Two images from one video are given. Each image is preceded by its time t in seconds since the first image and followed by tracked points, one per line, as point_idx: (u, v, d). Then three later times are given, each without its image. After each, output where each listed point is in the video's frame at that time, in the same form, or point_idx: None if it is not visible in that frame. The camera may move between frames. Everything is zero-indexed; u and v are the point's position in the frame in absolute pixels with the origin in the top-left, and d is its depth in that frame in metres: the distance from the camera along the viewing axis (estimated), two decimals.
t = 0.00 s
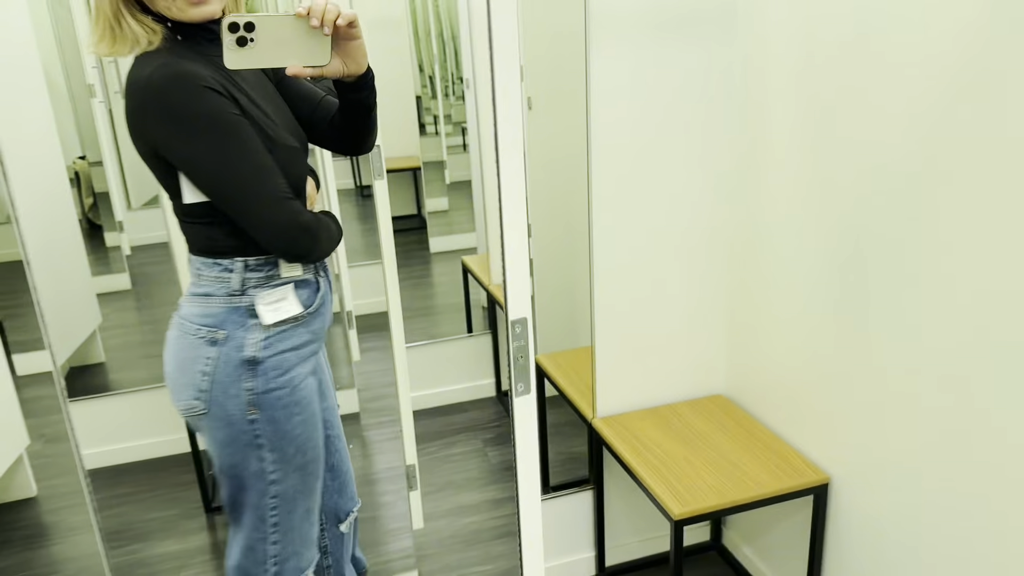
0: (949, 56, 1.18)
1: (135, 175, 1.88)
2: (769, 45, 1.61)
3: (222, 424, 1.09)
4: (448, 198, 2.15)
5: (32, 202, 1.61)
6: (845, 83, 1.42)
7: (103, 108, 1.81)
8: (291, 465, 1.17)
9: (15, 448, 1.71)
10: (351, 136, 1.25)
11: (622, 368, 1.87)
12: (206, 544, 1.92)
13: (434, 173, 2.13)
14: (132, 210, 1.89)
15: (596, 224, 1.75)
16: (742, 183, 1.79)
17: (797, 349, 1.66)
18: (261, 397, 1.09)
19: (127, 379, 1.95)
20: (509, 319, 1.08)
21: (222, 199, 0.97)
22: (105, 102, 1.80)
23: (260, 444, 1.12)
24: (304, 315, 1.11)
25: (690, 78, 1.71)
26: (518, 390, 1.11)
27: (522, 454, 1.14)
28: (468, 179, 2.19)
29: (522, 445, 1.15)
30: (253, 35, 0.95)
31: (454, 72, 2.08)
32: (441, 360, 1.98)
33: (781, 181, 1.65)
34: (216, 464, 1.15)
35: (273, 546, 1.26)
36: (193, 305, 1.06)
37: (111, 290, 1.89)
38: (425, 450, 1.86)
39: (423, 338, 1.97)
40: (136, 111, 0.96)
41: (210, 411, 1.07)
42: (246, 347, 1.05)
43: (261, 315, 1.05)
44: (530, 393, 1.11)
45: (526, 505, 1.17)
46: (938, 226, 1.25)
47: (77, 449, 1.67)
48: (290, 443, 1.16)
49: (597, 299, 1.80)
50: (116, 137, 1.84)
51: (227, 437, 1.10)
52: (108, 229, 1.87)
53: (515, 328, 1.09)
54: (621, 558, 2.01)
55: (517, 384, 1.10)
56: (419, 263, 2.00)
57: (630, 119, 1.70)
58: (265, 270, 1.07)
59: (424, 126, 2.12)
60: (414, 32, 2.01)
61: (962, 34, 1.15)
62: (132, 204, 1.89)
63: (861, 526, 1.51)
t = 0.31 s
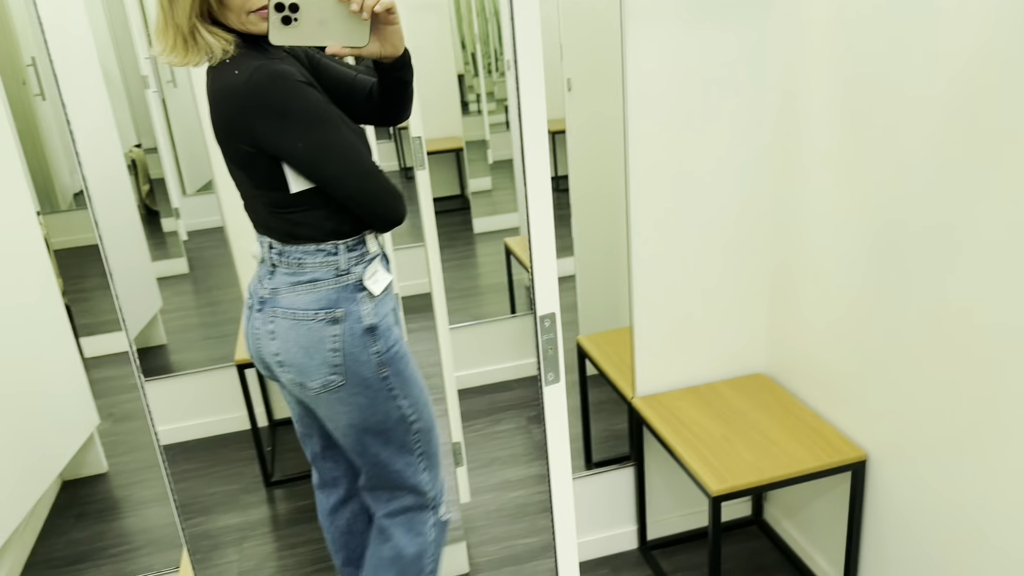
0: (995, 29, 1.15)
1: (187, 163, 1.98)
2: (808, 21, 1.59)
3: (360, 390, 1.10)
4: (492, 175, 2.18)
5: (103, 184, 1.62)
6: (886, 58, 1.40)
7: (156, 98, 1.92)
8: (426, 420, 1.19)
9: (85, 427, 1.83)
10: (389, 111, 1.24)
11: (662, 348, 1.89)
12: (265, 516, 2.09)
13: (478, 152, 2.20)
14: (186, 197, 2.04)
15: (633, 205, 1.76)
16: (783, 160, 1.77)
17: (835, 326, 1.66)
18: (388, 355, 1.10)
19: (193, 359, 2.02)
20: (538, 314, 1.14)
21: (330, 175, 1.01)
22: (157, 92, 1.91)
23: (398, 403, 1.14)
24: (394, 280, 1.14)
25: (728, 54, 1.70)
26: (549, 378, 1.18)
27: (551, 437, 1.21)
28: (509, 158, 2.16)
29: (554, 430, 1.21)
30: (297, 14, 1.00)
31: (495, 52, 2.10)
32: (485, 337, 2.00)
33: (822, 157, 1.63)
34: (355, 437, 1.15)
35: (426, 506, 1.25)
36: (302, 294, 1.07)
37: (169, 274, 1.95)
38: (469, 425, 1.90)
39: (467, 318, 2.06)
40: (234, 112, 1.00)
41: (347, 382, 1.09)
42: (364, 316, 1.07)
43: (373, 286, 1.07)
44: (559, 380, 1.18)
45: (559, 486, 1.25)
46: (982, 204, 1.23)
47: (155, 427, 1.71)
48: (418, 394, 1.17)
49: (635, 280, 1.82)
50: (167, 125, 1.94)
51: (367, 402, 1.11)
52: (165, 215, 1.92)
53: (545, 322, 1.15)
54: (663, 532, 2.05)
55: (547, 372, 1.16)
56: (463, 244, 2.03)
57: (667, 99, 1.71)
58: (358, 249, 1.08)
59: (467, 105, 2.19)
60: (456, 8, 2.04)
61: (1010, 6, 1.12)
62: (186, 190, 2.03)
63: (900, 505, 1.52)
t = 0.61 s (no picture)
0: (973, 43, 1.18)
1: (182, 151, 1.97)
2: (793, 29, 1.62)
3: (386, 365, 1.26)
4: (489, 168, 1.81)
5: (86, 174, 1.64)
6: (868, 69, 1.42)
7: (150, 83, 1.92)
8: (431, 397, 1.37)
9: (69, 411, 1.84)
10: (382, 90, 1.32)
11: (641, 347, 1.92)
12: (247, 506, 2.04)
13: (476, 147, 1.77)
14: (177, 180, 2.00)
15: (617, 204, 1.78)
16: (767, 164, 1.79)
17: (810, 331, 1.69)
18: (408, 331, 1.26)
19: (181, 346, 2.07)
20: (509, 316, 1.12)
21: (357, 157, 1.11)
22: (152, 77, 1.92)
23: (415, 376, 1.32)
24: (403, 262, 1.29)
25: (713, 59, 1.72)
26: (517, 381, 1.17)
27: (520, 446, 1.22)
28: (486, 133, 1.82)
29: (519, 443, 1.23)
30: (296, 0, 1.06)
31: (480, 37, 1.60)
32: (468, 334, 1.77)
33: (805, 162, 1.65)
34: (375, 415, 1.32)
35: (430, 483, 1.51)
36: (328, 280, 1.19)
37: (158, 259, 1.96)
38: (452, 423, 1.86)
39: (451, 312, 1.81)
40: (264, 100, 1.09)
41: (375, 356, 1.24)
42: (389, 296, 1.22)
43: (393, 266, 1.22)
44: (529, 382, 1.18)
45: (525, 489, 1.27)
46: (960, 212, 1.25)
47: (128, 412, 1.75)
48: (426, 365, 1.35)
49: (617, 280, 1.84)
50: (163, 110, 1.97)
51: (391, 374, 1.27)
52: (156, 199, 1.93)
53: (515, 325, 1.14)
54: (638, 530, 2.08)
55: (518, 374, 1.17)
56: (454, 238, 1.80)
57: (653, 102, 1.73)
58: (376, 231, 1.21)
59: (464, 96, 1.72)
60: None
61: (987, 22, 1.15)
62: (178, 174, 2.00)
63: (871, 507, 1.55)
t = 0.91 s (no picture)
0: (930, 66, 1.21)
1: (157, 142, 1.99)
2: (761, 45, 1.64)
3: (388, 364, 1.29)
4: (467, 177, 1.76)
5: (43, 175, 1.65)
6: (833, 87, 1.45)
7: (128, 82, 1.89)
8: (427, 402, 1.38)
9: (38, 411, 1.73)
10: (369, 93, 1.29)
11: (609, 355, 1.92)
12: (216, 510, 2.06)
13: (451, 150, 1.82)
14: (154, 180, 2.00)
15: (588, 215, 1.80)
16: (735, 178, 1.82)
17: (776, 345, 1.71)
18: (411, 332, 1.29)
19: (148, 346, 2.07)
20: (460, 330, 1.06)
21: (364, 159, 1.14)
22: (129, 76, 1.89)
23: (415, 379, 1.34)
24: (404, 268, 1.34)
25: (683, 73, 1.75)
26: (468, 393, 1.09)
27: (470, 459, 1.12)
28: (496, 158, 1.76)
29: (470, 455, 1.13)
30: None
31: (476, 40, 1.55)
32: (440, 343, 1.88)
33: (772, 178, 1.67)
34: (371, 416, 1.33)
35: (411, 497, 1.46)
36: (332, 279, 1.23)
37: (132, 261, 1.94)
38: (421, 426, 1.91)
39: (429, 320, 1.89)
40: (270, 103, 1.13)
41: (378, 355, 1.27)
42: (393, 295, 1.26)
43: (396, 266, 1.26)
44: (481, 395, 1.10)
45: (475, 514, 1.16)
46: (919, 231, 1.28)
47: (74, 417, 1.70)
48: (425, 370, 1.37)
49: (587, 289, 1.86)
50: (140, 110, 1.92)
51: (392, 374, 1.30)
52: (132, 199, 1.92)
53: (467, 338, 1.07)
54: (606, 538, 2.08)
55: (469, 387, 1.09)
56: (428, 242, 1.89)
57: (626, 113, 1.75)
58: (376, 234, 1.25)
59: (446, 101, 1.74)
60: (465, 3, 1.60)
61: (944, 46, 1.18)
62: (155, 174, 2.00)
63: (832, 519, 1.57)
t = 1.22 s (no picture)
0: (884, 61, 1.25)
1: (121, 134, 1.87)
2: (724, 40, 1.67)
3: (353, 347, 1.37)
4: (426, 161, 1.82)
5: None
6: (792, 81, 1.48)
7: (88, 74, 1.80)
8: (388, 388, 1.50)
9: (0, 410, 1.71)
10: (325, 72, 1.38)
11: (578, 344, 1.95)
12: (182, 504, 2.03)
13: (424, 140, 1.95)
14: (117, 174, 1.89)
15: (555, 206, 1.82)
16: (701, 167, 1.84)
17: (738, 334, 1.74)
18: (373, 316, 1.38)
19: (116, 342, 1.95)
20: (420, 317, 1.09)
21: (325, 145, 1.19)
22: (90, 68, 1.80)
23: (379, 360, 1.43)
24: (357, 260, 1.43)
25: (649, 65, 1.77)
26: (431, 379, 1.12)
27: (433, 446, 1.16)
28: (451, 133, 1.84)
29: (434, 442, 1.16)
30: None
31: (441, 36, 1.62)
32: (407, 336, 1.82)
33: (737, 168, 1.70)
34: (337, 400, 1.43)
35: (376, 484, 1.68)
36: (296, 266, 1.29)
37: (97, 254, 1.89)
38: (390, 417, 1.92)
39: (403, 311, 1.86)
40: (234, 94, 1.17)
41: (345, 340, 1.35)
42: (357, 281, 1.34)
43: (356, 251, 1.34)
44: (443, 380, 1.12)
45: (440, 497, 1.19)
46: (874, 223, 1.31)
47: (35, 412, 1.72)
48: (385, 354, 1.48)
49: (554, 279, 1.88)
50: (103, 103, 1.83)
51: (357, 358, 1.38)
52: (96, 192, 1.86)
53: (428, 325, 1.10)
54: (573, 524, 2.12)
55: (431, 373, 1.11)
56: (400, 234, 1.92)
57: (592, 106, 1.76)
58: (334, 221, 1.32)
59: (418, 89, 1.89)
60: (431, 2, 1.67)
61: (898, 42, 1.21)
62: (117, 167, 1.88)
63: (790, 504, 1.61)
